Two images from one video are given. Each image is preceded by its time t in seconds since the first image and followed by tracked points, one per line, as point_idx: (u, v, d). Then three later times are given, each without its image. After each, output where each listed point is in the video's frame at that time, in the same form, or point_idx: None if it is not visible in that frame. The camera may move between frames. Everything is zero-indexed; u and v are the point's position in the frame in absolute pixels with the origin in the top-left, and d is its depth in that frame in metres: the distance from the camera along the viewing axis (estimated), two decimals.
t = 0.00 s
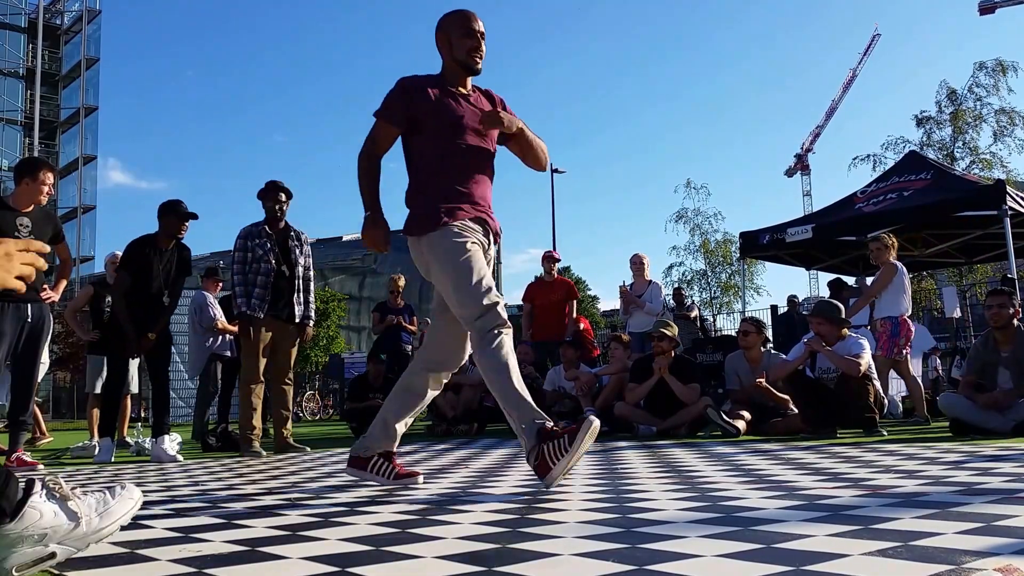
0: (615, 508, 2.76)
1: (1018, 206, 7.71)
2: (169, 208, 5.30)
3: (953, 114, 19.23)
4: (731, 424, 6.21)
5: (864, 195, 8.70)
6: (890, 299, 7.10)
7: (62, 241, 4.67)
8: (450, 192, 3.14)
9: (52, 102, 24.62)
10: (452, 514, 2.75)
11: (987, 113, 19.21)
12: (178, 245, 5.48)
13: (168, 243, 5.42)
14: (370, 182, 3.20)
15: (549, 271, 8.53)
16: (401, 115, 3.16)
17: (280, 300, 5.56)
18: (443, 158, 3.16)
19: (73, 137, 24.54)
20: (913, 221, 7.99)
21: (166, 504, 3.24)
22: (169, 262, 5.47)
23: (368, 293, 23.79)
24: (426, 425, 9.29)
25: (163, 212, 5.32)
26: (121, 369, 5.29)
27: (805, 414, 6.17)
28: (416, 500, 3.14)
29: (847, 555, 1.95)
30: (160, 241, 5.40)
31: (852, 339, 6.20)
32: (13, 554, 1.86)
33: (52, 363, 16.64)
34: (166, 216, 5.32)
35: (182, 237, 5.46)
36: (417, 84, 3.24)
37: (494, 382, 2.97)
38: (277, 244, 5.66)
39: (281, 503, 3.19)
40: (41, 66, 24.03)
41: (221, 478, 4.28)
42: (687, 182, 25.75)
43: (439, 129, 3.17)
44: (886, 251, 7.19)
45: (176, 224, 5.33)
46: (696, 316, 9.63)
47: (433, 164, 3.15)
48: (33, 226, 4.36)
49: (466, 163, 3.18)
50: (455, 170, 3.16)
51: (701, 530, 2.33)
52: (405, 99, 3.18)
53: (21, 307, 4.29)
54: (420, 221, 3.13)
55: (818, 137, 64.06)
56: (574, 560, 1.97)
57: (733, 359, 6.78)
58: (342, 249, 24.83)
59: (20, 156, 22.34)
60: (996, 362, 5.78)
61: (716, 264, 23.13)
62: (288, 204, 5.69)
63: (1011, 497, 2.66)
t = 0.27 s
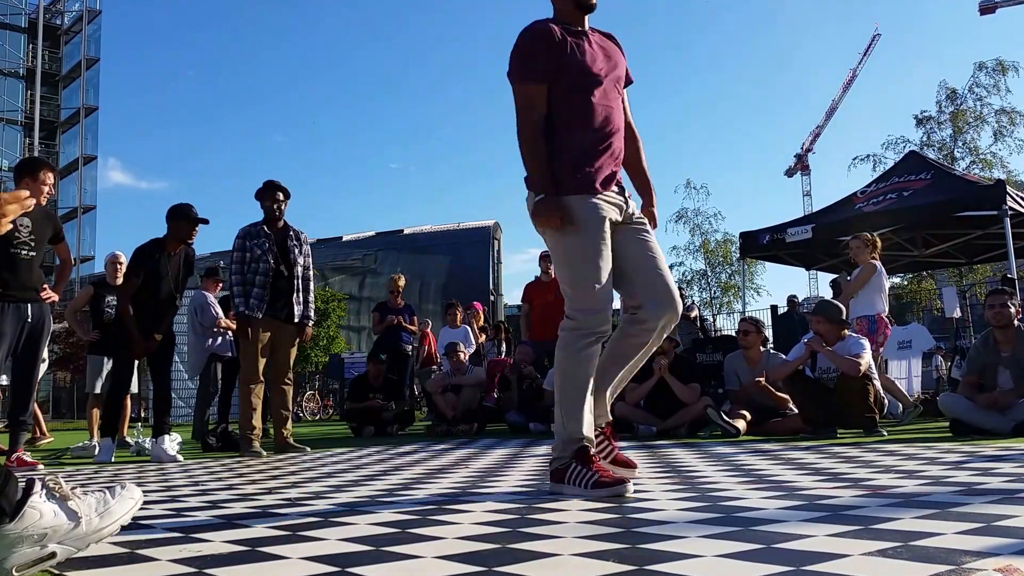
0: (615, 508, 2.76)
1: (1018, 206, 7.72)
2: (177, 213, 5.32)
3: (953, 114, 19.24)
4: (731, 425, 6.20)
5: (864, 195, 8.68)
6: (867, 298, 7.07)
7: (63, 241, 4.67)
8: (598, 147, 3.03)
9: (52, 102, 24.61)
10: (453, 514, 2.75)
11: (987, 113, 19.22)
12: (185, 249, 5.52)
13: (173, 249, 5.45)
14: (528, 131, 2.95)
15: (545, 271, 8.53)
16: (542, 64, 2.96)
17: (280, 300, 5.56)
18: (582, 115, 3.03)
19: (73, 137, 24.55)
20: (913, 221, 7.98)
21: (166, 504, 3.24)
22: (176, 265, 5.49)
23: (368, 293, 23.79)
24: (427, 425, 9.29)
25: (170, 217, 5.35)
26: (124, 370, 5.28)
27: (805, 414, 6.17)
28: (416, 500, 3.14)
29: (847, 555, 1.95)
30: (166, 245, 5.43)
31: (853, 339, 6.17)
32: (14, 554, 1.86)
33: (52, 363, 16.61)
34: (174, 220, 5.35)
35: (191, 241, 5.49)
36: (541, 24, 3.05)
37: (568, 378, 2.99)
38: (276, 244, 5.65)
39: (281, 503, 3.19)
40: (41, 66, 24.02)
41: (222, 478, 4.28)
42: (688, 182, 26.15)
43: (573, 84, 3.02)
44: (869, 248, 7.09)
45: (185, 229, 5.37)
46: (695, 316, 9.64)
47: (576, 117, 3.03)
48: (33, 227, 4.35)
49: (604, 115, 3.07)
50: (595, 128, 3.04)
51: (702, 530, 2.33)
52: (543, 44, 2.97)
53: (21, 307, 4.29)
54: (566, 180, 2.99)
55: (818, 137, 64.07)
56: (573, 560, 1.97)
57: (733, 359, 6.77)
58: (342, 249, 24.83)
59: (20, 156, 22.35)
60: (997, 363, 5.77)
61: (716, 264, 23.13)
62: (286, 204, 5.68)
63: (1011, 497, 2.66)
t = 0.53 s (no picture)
0: (615, 508, 2.76)
1: (1018, 206, 7.72)
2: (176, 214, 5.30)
3: (953, 114, 19.23)
4: (732, 425, 6.17)
5: (864, 194, 8.67)
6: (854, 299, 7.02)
7: (63, 241, 4.67)
8: (764, 126, 2.77)
9: (52, 102, 24.59)
10: (453, 514, 2.75)
11: (988, 113, 19.21)
12: (183, 249, 5.52)
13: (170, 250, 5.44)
14: (722, 89, 2.56)
15: (539, 272, 8.53)
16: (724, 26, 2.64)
17: (279, 301, 5.57)
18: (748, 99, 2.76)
19: (73, 137, 24.54)
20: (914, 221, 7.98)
21: (166, 504, 3.24)
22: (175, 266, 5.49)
23: (368, 293, 23.78)
24: (427, 425, 9.29)
25: (168, 218, 5.33)
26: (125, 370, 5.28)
27: (805, 414, 6.17)
28: (416, 500, 3.14)
29: (847, 555, 1.95)
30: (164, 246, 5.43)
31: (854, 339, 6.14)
32: (15, 555, 1.86)
33: (52, 363, 16.61)
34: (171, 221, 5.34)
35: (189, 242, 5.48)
36: None
37: (624, 356, 2.81)
38: (274, 244, 5.65)
39: (281, 503, 3.19)
40: (42, 66, 24.02)
41: (222, 478, 4.28)
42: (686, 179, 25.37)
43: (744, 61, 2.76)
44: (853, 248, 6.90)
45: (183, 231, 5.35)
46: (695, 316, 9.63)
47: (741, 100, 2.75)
48: (33, 227, 4.35)
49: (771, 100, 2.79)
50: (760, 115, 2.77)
51: (702, 530, 2.33)
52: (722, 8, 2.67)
53: (21, 307, 4.29)
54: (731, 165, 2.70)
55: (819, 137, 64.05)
56: (573, 560, 1.97)
57: (733, 359, 6.80)
58: (343, 249, 24.82)
59: (20, 156, 22.35)
60: (997, 363, 5.74)
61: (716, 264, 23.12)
62: (282, 203, 5.68)
63: (1011, 497, 2.66)
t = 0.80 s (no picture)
0: (615, 509, 2.75)
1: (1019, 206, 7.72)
2: (158, 216, 5.25)
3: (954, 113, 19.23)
4: (732, 424, 6.21)
5: (865, 194, 8.68)
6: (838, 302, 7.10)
7: (62, 241, 4.67)
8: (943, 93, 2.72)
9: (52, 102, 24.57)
10: (453, 514, 2.75)
11: (988, 113, 19.20)
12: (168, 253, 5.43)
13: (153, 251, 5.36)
14: (887, 59, 2.58)
15: (535, 272, 8.54)
16: None
17: (279, 301, 5.57)
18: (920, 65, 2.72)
19: (73, 137, 24.56)
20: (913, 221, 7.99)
21: (167, 504, 3.25)
22: (161, 269, 5.43)
23: (368, 293, 23.78)
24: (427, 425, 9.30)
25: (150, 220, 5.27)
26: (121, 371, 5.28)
27: (805, 414, 6.17)
28: (416, 500, 3.14)
29: (847, 555, 1.96)
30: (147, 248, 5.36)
31: (854, 339, 6.16)
32: (15, 560, 1.86)
33: (52, 364, 16.60)
34: (151, 224, 5.27)
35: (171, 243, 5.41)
36: None
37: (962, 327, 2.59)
38: (273, 243, 5.66)
39: (281, 503, 3.19)
40: (42, 66, 24.03)
41: (222, 478, 4.27)
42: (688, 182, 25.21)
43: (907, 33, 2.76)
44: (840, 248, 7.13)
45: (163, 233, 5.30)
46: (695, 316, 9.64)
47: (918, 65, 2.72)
48: (33, 227, 4.35)
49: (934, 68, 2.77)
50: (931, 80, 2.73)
51: (702, 530, 2.33)
52: None
53: (21, 307, 4.29)
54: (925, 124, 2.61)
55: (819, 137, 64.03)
56: (574, 560, 1.97)
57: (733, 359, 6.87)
58: (343, 249, 24.83)
59: (20, 156, 22.37)
60: (997, 363, 5.74)
61: (716, 264, 23.12)
62: (280, 203, 5.67)
63: (1010, 497, 2.67)
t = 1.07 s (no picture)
0: (615, 509, 2.75)
1: (1019, 206, 7.72)
2: (138, 206, 5.24)
3: (954, 113, 19.22)
4: (732, 425, 6.23)
5: (865, 195, 8.68)
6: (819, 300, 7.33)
7: (62, 241, 4.67)
8: None
9: (53, 102, 24.56)
10: (452, 514, 2.75)
11: (989, 113, 19.19)
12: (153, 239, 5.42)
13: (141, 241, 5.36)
14: None
15: (534, 272, 8.53)
16: None
17: (279, 300, 5.57)
18: None
19: (73, 137, 24.55)
20: (914, 221, 7.98)
21: (167, 504, 3.25)
22: (148, 262, 5.38)
23: (368, 293, 23.77)
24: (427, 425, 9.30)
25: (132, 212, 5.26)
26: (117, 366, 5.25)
27: (805, 414, 6.19)
28: (416, 500, 3.14)
29: (847, 555, 1.95)
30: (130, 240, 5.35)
31: (854, 339, 6.16)
32: (15, 558, 1.86)
33: (52, 364, 16.60)
34: (131, 213, 5.28)
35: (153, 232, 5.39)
36: None
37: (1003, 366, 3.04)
38: (273, 243, 5.65)
39: (281, 503, 3.19)
40: (42, 66, 24.03)
41: (222, 478, 4.27)
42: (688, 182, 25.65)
43: None
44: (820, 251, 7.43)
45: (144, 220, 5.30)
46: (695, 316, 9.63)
47: None
48: (33, 227, 4.35)
49: None
50: None
51: (702, 530, 2.33)
52: None
53: (22, 307, 4.29)
54: None
55: (819, 137, 64.03)
56: (573, 560, 1.97)
57: (730, 359, 6.82)
58: (343, 249, 24.83)
59: (20, 156, 22.38)
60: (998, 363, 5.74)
61: (716, 264, 23.11)
62: (279, 202, 5.66)
63: (1011, 497, 2.67)
